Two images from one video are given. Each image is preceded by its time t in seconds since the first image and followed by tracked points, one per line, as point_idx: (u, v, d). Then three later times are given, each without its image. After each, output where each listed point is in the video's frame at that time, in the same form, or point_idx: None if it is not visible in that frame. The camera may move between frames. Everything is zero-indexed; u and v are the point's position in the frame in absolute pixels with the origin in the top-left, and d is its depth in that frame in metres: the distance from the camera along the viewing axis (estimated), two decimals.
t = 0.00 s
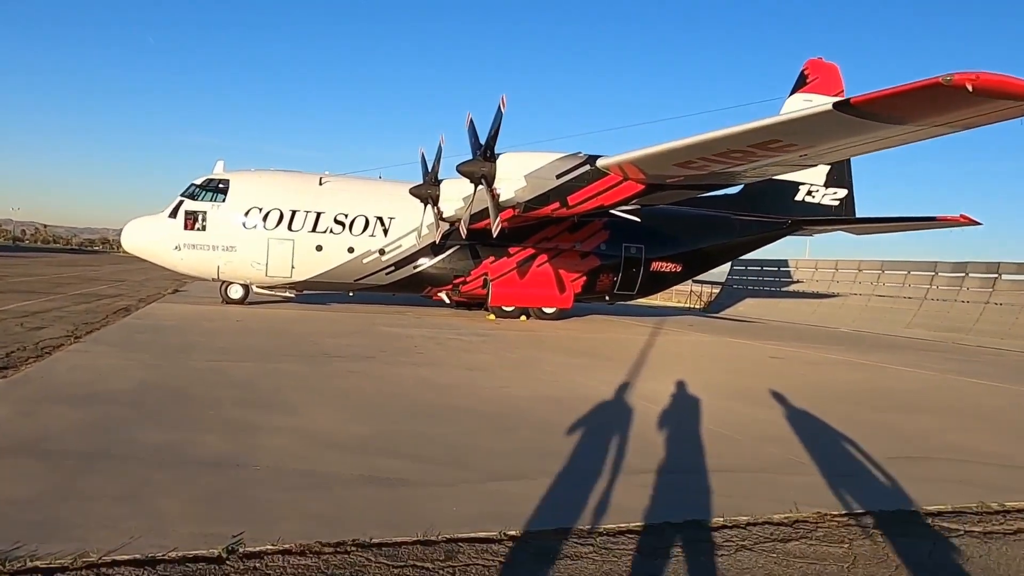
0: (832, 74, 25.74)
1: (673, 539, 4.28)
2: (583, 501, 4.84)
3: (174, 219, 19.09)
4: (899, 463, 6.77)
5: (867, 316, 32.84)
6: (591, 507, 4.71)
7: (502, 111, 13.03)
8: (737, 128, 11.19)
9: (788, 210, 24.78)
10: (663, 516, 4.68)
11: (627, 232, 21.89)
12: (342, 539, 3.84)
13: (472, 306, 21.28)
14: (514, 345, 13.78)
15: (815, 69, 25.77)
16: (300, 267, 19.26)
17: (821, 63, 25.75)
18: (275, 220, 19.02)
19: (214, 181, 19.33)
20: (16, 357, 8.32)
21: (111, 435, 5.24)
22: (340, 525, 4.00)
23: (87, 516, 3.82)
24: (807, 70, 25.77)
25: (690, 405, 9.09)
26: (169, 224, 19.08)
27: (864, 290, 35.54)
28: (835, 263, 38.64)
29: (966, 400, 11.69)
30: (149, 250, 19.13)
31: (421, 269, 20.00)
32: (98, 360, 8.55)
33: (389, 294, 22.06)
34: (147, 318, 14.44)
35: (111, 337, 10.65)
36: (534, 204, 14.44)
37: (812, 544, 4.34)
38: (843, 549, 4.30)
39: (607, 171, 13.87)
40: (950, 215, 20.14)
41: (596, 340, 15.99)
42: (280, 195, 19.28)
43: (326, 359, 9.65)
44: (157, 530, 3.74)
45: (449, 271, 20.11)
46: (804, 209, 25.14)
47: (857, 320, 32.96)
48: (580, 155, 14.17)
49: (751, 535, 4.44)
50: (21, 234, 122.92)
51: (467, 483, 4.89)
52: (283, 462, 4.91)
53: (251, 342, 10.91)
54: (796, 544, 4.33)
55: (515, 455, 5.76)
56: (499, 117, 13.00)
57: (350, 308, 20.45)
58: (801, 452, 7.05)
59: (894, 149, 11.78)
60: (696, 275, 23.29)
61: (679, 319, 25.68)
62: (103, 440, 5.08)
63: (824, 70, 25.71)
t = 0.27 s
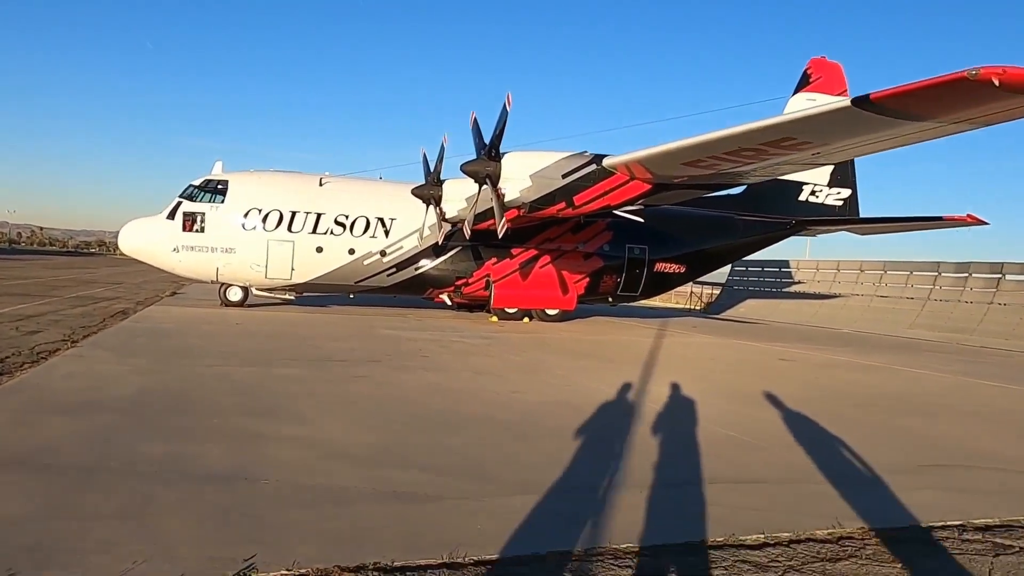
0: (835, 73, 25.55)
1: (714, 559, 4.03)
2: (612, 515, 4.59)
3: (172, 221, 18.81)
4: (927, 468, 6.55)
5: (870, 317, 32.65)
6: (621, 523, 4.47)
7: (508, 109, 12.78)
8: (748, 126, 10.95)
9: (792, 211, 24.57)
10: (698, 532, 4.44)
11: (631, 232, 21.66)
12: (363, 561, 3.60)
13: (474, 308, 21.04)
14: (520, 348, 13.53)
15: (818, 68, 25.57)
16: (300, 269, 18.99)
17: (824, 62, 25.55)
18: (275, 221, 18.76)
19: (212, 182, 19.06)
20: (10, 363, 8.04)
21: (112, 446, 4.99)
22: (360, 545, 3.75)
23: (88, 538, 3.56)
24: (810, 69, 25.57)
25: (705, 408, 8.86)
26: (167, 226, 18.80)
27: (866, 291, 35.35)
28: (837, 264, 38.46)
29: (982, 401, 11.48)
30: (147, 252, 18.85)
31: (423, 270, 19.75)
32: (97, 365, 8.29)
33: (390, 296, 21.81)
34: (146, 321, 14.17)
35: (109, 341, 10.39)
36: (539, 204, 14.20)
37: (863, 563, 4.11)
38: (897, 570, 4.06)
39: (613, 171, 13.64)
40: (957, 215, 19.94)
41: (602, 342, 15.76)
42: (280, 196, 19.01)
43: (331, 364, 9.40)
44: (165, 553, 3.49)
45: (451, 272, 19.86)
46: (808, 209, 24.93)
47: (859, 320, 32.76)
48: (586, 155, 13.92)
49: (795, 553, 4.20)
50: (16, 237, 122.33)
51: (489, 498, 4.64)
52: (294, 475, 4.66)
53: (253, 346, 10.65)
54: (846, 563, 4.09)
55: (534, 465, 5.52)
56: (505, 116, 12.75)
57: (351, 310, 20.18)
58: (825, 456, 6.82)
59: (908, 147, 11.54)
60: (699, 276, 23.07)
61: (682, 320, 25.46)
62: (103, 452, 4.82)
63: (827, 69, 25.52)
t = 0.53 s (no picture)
0: (838, 75, 25.34)
1: None
2: (638, 535, 4.34)
3: (168, 224, 18.52)
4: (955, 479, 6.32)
5: (872, 320, 32.46)
6: (649, 544, 4.21)
7: (512, 109, 12.52)
8: (758, 127, 10.71)
9: (795, 214, 24.36)
10: (731, 553, 4.18)
11: (633, 235, 21.42)
12: None
13: (474, 312, 20.78)
14: (524, 353, 13.28)
15: (821, 70, 25.37)
16: (298, 272, 18.71)
17: (826, 64, 25.35)
18: (273, 224, 18.48)
19: (209, 185, 18.78)
20: None
21: (106, 460, 4.72)
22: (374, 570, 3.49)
23: (81, 563, 3.30)
24: (812, 71, 25.37)
25: (717, 413, 8.62)
26: (163, 229, 18.51)
27: (868, 294, 35.17)
28: (837, 267, 38.28)
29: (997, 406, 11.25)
30: (143, 255, 18.54)
31: (423, 274, 19.50)
32: (91, 373, 8.02)
33: (389, 300, 21.52)
34: (142, 326, 13.89)
35: (103, 347, 10.10)
36: (543, 207, 13.93)
37: None
38: None
39: (619, 173, 13.40)
40: (963, 218, 19.75)
41: (606, 347, 15.51)
42: (278, 198, 18.73)
43: (334, 371, 9.14)
44: None
45: (452, 276, 19.60)
46: (811, 212, 24.72)
47: (861, 324, 32.57)
48: (592, 156, 13.58)
49: None
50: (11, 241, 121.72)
51: (507, 517, 4.39)
52: (300, 492, 4.39)
53: (251, 351, 10.38)
54: None
55: (550, 480, 5.27)
56: (509, 117, 12.50)
57: (350, 314, 19.90)
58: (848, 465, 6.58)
59: (922, 149, 11.30)
60: (702, 280, 22.83)
61: (684, 324, 25.22)
62: (96, 467, 4.55)
63: (830, 71, 25.30)
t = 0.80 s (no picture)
0: (839, 75, 25.12)
1: None
2: (659, 558, 4.05)
3: (162, 226, 18.19)
4: (984, 491, 6.03)
5: (872, 322, 32.25)
6: (670, 568, 3.93)
7: (513, 108, 12.24)
8: (767, 126, 10.42)
9: (796, 215, 24.12)
10: None
11: (633, 237, 21.16)
12: None
13: (473, 315, 20.49)
14: (525, 358, 12.98)
15: (822, 70, 25.16)
16: (294, 275, 18.40)
17: (827, 64, 25.14)
18: (269, 226, 18.17)
19: (204, 186, 18.46)
20: None
21: (89, 478, 4.42)
22: None
23: None
24: (813, 72, 25.16)
25: (729, 419, 8.33)
26: (156, 231, 18.19)
27: (868, 296, 34.97)
28: (837, 269, 38.09)
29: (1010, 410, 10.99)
30: (135, 258, 18.20)
31: (421, 276, 19.20)
32: (79, 380, 7.71)
33: (387, 303, 21.21)
34: (135, 330, 13.57)
35: (93, 352, 9.78)
36: (545, 208, 13.65)
37: None
38: None
39: (621, 173, 13.12)
40: (967, 220, 19.52)
41: (608, 351, 15.23)
42: (274, 200, 18.43)
43: (332, 377, 8.83)
44: None
45: (450, 279, 19.32)
46: (813, 213, 24.49)
47: (861, 326, 32.35)
48: (595, 156, 13.33)
49: None
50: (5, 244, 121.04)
51: (518, 539, 4.10)
52: (296, 513, 4.10)
53: (247, 357, 10.07)
54: None
55: (562, 497, 4.97)
56: (510, 115, 12.21)
57: (347, 318, 19.59)
58: (871, 475, 6.30)
59: (934, 148, 11.03)
60: (703, 282, 22.56)
61: (685, 327, 24.95)
62: (77, 486, 4.25)
63: (831, 72, 25.08)
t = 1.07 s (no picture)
0: (845, 75, 24.90)
1: None
2: None
3: (161, 229, 17.92)
4: (1021, 506, 5.78)
5: (879, 323, 31.99)
6: None
7: (519, 108, 11.96)
8: (783, 125, 10.16)
9: (803, 216, 23.87)
10: None
11: (638, 240, 20.91)
12: None
13: (477, 319, 20.22)
14: (533, 364, 12.72)
15: (827, 70, 24.92)
16: (296, 279, 18.13)
17: (833, 64, 24.91)
18: (270, 229, 17.91)
19: (204, 189, 18.19)
20: None
21: (86, 500, 4.16)
22: None
23: None
24: (819, 71, 24.92)
25: (747, 427, 8.08)
26: (156, 234, 17.92)
27: (873, 298, 34.71)
28: (842, 271, 37.83)
29: None
30: (135, 262, 17.92)
31: (425, 280, 18.94)
32: (76, 390, 7.45)
33: (390, 307, 20.95)
34: (135, 336, 13.31)
35: (90, 360, 9.52)
36: (552, 210, 13.37)
37: None
38: None
39: (630, 174, 12.87)
40: (978, 220, 19.25)
41: (616, 355, 14.96)
42: (275, 203, 18.16)
43: (337, 386, 8.57)
44: None
45: (454, 282, 19.06)
46: (819, 215, 24.25)
47: (867, 328, 32.07)
48: (602, 157, 13.14)
49: None
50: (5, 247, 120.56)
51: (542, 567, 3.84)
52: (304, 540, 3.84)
53: (248, 364, 9.80)
54: None
55: (583, 517, 4.71)
56: (517, 116, 11.91)
57: (349, 322, 19.32)
58: (903, 490, 6.04)
59: (952, 148, 10.75)
60: (709, 285, 22.28)
61: (691, 330, 24.67)
62: (71, 510, 3.99)
63: (837, 71, 24.86)
